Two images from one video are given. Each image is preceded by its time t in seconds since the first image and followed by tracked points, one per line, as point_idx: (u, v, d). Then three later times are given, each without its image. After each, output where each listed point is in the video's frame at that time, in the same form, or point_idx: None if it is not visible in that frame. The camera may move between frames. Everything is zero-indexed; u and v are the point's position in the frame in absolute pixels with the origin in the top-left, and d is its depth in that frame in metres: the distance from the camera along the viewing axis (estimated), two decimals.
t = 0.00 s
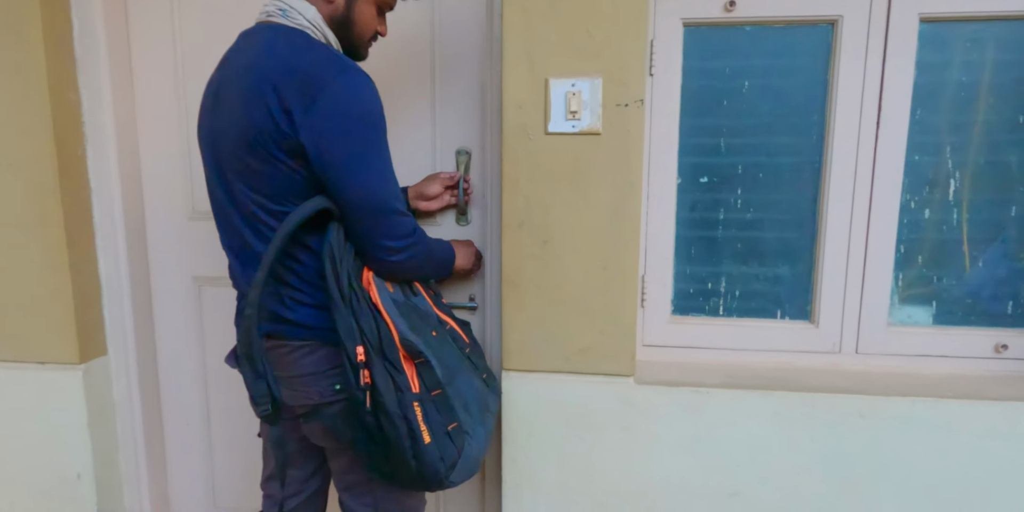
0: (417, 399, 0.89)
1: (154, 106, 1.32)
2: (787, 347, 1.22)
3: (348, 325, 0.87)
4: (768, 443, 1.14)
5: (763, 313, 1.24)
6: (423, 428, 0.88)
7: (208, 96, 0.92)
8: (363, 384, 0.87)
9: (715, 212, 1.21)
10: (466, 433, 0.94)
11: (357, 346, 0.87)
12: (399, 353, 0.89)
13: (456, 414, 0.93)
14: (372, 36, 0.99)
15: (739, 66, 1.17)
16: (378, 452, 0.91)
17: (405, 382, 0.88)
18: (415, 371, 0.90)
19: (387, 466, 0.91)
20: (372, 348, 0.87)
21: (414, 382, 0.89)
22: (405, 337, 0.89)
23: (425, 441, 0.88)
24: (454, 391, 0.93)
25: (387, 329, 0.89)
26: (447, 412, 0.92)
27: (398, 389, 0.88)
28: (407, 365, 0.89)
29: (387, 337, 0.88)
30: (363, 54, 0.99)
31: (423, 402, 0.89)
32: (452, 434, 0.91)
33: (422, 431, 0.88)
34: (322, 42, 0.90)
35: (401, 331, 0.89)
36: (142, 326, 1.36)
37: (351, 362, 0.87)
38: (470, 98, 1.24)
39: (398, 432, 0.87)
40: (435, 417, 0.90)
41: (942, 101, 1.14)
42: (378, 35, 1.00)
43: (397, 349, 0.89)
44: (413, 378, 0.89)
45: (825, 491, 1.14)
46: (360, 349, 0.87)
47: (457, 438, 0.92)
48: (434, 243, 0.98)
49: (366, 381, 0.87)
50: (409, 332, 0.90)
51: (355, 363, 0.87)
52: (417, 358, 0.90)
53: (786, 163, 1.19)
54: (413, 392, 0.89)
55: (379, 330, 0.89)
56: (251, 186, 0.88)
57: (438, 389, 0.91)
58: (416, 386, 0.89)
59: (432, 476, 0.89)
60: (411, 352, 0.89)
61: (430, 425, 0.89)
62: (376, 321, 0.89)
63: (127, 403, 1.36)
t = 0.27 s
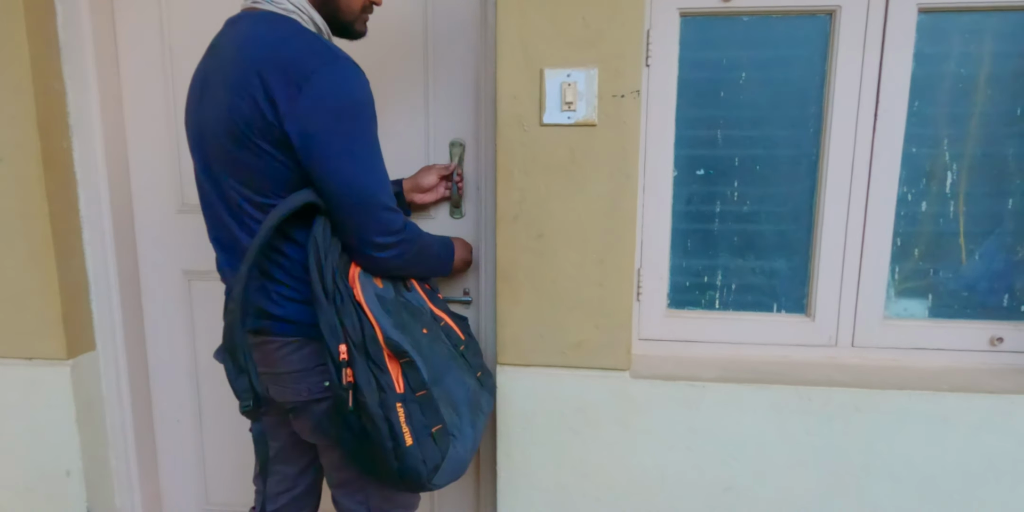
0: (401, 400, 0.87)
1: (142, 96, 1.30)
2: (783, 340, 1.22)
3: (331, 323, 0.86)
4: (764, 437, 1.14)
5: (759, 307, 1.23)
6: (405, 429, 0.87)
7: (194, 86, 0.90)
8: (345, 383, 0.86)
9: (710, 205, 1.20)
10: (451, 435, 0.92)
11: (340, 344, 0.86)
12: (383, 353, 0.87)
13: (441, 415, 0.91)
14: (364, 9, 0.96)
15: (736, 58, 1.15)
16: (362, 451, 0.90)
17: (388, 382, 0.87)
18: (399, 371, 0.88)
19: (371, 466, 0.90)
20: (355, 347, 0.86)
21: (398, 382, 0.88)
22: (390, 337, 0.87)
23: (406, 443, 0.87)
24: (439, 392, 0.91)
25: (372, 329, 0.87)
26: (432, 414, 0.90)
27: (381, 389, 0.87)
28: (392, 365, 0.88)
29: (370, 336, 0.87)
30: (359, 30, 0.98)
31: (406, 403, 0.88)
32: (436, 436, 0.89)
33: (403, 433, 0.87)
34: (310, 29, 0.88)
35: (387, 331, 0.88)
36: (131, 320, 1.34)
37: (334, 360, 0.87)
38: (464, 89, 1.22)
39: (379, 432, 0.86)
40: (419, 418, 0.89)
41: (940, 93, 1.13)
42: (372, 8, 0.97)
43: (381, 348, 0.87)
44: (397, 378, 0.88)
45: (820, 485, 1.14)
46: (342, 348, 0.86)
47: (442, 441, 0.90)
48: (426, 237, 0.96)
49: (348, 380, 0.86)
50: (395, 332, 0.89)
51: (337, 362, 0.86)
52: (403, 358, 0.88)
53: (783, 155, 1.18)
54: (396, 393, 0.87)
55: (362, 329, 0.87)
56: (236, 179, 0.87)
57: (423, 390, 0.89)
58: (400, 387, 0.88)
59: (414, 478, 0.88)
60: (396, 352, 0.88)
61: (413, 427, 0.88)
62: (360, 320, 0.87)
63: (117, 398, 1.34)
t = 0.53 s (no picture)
0: (410, 394, 0.87)
1: (133, 89, 1.28)
2: (781, 335, 1.21)
3: (340, 315, 0.84)
4: (762, 432, 1.13)
5: (757, 302, 1.23)
6: (414, 425, 0.86)
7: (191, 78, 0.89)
8: (354, 377, 0.85)
9: (709, 200, 1.20)
10: (459, 431, 0.91)
11: (348, 338, 0.84)
12: (393, 346, 0.86)
13: (450, 411, 0.90)
14: None
15: (734, 52, 1.14)
16: (369, 448, 0.88)
17: (397, 376, 0.86)
18: (409, 365, 0.87)
19: (377, 464, 0.89)
20: (365, 340, 0.85)
21: (407, 377, 0.87)
22: (401, 331, 0.87)
23: (416, 438, 0.86)
24: (448, 388, 0.91)
25: (382, 322, 0.86)
26: (441, 410, 0.89)
27: (390, 384, 0.86)
28: (401, 359, 0.87)
29: (380, 329, 0.86)
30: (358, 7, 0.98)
31: (415, 398, 0.87)
32: (445, 432, 0.89)
33: (413, 428, 0.86)
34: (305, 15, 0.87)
35: (398, 324, 0.87)
36: (124, 317, 1.33)
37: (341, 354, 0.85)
38: (460, 83, 1.21)
39: (388, 427, 0.85)
40: (427, 414, 0.88)
41: (939, 86, 1.12)
42: None
43: (390, 342, 0.86)
44: (405, 373, 0.87)
45: (818, 480, 1.14)
46: (350, 341, 0.84)
47: (450, 437, 0.90)
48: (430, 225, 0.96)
49: (356, 375, 0.85)
50: (405, 325, 0.88)
51: (346, 355, 0.85)
52: (413, 352, 0.87)
53: (782, 150, 1.17)
54: (405, 388, 0.87)
55: (372, 321, 0.86)
56: (238, 169, 0.85)
57: (432, 385, 0.89)
58: (409, 381, 0.87)
59: (422, 475, 0.87)
60: (406, 346, 0.87)
61: (422, 422, 0.87)
62: (370, 312, 0.87)
63: (110, 396, 1.33)
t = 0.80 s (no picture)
0: (404, 382, 0.86)
1: (134, 84, 1.27)
2: (786, 331, 1.21)
3: (332, 301, 0.84)
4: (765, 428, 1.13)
5: (760, 298, 1.22)
6: (409, 412, 0.86)
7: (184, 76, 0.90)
8: (346, 364, 0.84)
9: (713, 195, 1.19)
10: (455, 419, 0.91)
11: (341, 323, 0.84)
12: (387, 333, 0.86)
13: (445, 399, 0.90)
14: None
15: (739, 45, 1.14)
16: (364, 436, 0.88)
17: (391, 363, 0.85)
18: (403, 353, 0.87)
19: (371, 454, 0.89)
20: (358, 326, 0.85)
21: (401, 364, 0.87)
22: (395, 317, 0.86)
23: (411, 426, 0.86)
24: (443, 376, 0.90)
25: (375, 308, 0.86)
26: (436, 398, 0.89)
27: (383, 371, 0.86)
28: (395, 346, 0.87)
29: (373, 316, 0.86)
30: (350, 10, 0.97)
31: (410, 386, 0.87)
32: (440, 420, 0.88)
33: (407, 416, 0.85)
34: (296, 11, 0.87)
35: (391, 310, 0.86)
36: (125, 312, 1.32)
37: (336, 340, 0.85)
38: (462, 77, 1.20)
39: (381, 415, 0.85)
40: (422, 402, 0.87)
41: (945, 81, 1.11)
42: None
43: (385, 329, 0.86)
44: (400, 360, 0.87)
45: (821, 476, 1.14)
46: (343, 327, 0.84)
47: (446, 425, 0.89)
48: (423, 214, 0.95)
49: (349, 362, 0.84)
50: (400, 312, 0.87)
51: (339, 341, 0.84)
52: (407, 340, 0.87)
53: (786, 144, 1.16)
54: (399, 375, 0.86)
55: (365, 308, 0.86)
56: (227, 163, 0.85)
57: (427, 373, 0.88)
58: (403, 368, 0.87)
59: (418, 463, 0.87)
60: (400, 332, 0.86)
61: (417, 410, 0.87)
62: (362, 298, 0.86)
63: (112, 392, 1.33)
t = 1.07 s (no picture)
0: (410, 378, 0.87)
1: (139, 84, 1.27)
2: (791, 331, 1.21)
3: (337, 297, 0.84)
4: (770, 428, 1.13)
5: (765, 299, 1.22)
6: (415, 409, 0.86)
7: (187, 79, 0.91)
8: (351, 361, 0.84)
9: (717, 195, 1.19)
10: (460, 416, 0.91)
11: (346, 320, 0.84)
12: (392, 329, 0.86)
13: (451, 395, 0.90)
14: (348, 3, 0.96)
15: (743, 46, 1.14)
16: (369, 434, 0.88)
17: (397, 359, 0.86)
18: (408, 349, 0.87)
19: (375, 451, 0.88)
20: (364, 322, 0.85)
21: (407, 360, 0.87)
22: (400, 312, 0.87)
23: (417, 422, 0.86)
24: (448, 372, 0.90)
25: (380, 304, 0.86)
26: (441, 395, 0.89)
27: (389, 367, 0.86)
28: (400, 343, 0.87)
29: (378, 312, 0.86)
30: (344, 23, 0.97)
31: (415, 382, 0.87)
32: (445, 417, 0.89)
33: (414, 412, 0.86)
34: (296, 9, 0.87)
35: (396, 306, 0.87)
36: (130, 312, 1.33)
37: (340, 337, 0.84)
38: (467, 78, 1.20)
39: (387, 412, 0.85)
40: (428, 398, 0.88)
41: (950, 82, 1.11)
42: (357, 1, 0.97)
43: (390, 325, 0.86)
44: (405, 356, 0.87)
45: (827, 477, 1.14)
46: (348, 323, 0.83)
47: (451, 422, 0.89)
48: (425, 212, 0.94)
49: (355, 358, 0.84)
50: (405, 308, 0.88)
51: (344, 338, 0.84)
52: (412, 336, 0.87)
53: (791, 144, 1.16)
54: (405, 372, 0.86)
55: (370, 305, 0.86)
56: (229, 161, 0.85)
57: (432, 369, 0.89)
58: (409, 364, 0.87)
59: (424, 460, 0.87)
60: (405, 329, 0.87)
61: (422, 407, 0.87)
62: (367, 295, 0.86)
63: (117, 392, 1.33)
